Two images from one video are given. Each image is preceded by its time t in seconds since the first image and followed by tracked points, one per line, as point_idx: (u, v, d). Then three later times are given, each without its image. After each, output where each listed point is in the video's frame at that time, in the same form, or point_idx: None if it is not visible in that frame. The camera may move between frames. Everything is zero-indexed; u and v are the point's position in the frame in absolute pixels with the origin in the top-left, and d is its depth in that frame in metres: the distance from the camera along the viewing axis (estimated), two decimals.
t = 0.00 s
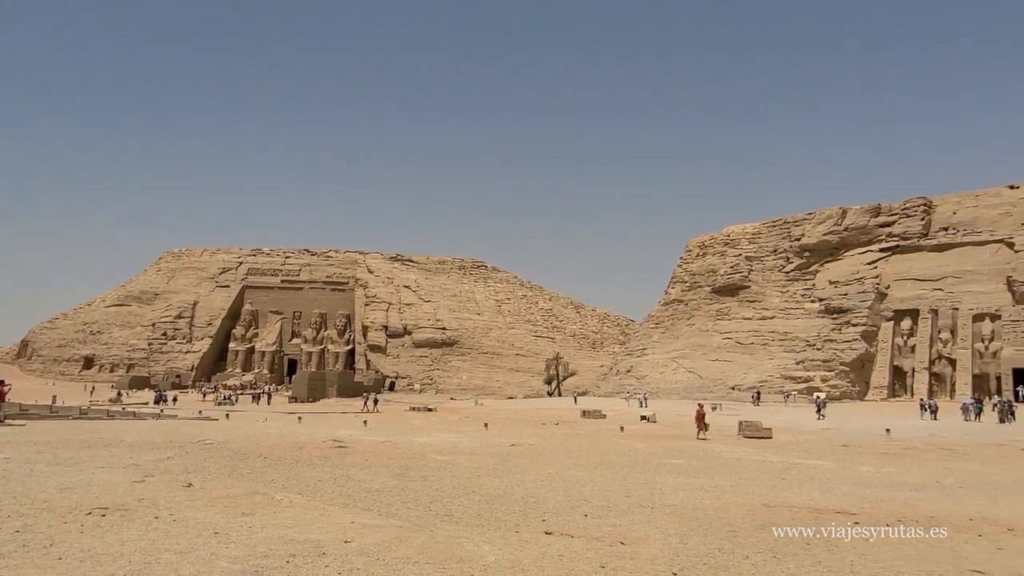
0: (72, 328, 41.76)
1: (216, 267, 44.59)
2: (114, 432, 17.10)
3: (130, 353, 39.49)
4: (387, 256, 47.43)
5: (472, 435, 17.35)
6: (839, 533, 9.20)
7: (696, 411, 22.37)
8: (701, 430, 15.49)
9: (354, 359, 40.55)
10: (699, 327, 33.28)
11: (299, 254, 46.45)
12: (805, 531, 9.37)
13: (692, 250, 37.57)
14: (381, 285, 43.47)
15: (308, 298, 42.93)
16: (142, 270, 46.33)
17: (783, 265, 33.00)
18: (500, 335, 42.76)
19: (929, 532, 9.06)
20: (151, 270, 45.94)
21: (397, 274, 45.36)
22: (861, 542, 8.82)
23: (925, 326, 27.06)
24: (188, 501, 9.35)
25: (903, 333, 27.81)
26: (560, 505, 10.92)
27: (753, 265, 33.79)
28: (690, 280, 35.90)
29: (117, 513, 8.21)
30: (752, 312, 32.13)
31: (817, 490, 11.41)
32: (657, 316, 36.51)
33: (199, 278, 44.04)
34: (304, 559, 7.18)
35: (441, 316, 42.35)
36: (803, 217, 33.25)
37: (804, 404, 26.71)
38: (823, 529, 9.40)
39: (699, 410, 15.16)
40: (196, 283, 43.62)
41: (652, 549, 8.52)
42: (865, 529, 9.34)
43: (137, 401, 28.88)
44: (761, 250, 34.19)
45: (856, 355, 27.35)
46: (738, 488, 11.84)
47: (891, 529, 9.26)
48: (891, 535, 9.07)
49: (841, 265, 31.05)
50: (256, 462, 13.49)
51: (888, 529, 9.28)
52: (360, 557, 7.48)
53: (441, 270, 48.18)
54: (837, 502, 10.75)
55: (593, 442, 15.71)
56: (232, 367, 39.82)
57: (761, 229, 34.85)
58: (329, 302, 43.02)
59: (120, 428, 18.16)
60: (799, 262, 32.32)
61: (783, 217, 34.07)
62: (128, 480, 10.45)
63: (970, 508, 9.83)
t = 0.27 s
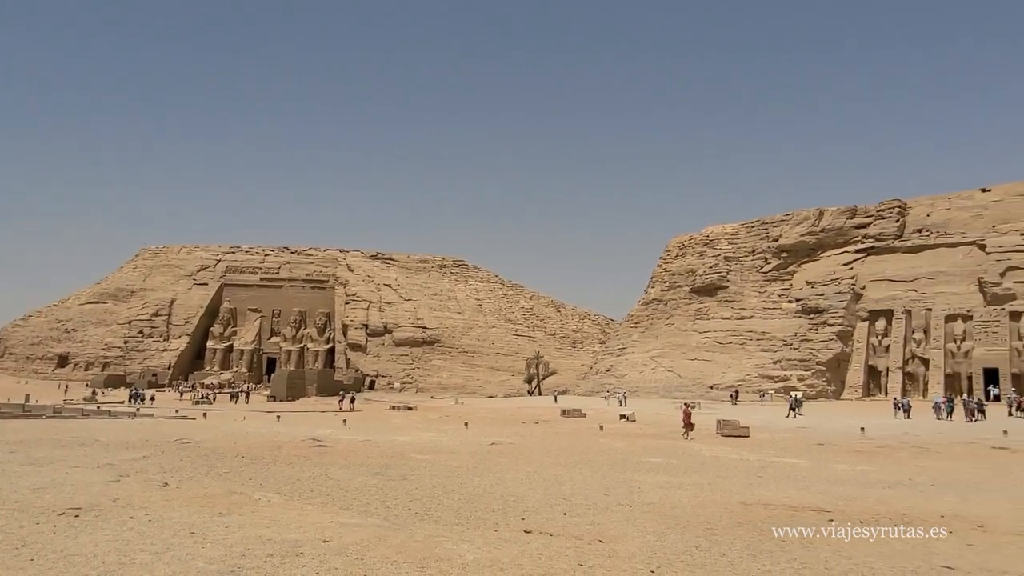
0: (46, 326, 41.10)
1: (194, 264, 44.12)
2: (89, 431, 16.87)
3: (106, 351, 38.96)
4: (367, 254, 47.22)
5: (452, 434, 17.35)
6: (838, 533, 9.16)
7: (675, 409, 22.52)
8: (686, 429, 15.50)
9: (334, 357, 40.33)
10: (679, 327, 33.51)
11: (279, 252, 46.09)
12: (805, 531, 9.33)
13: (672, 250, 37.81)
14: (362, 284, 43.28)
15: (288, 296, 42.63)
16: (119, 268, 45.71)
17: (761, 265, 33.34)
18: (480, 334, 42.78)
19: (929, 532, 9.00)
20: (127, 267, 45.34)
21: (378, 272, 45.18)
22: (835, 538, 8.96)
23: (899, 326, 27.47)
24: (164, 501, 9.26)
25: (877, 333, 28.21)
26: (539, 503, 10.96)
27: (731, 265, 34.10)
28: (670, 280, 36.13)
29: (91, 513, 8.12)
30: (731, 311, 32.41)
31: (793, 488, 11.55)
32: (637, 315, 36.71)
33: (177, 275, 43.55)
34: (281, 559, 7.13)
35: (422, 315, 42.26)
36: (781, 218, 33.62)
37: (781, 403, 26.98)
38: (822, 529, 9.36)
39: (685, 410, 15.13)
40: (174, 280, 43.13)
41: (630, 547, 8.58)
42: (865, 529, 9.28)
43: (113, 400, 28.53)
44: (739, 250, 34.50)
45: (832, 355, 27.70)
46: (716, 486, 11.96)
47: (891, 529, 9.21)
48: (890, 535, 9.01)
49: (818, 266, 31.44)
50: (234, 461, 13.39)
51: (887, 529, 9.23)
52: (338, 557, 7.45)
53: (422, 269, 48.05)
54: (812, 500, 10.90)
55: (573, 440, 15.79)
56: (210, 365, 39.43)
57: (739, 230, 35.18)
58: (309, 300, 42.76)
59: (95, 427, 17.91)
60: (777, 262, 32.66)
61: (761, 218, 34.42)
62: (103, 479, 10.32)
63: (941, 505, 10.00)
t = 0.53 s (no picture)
0: (19, 324, 40.39)
1: (171, 262, 43.61)
2: (63, 431, 16.62)
3: (80, 350, 38.39)
4: (347, 253, 46.98)
5: (431, 432, 17.33)
6: (838, 533, 9.10)
7: (654, 409, 22.66)
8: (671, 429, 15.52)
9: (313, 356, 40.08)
10: (658, 326, 33.72)
11: (258, 250, 45.70)
12: (804, 531, 9.28)
13: (651, 250, 38.03)
14: (342, 282, 43.05)
15: (267, 294, 42.30)
16: (94, 265, 45.05)
17: (738, 265, 33.66)
18: (461, 333, 42.77)
19: (929, 532, 8.94)
20: (102, 264, 44.69)
21: (358, 271, 44.97)
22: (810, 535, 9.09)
23: (874, 326, 27.87)
24: (140, 501, 9.16)
25: (852, 333, 28.59)
26: (518, 502, 10.98)
27: (710, 265, 34.38)
28: (649, 280, 36.35)
29: (64, 514, 8.01)
30: (709, 311, 32.68)
31: (769, 485, 11.68)
32: (617, 315, 36.88)
33: (154, 273, 43.03)
34: (257, 560, 7.09)
35: (402, 314, 42.15)
36: (759, 219, 33.98)
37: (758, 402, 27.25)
38: (822, 529, 9.31)
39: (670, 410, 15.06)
40: (150, 279, 42.60)
41: (608, 545, 8.63)
42: (865, 529, 9.22)
43: (87, 399, 28.15)
44: (717, 250, 34.81)
45: (808, 354, 28.03)
46: (693, 484, 12.07)
47: (891, 529, 9.14)
48: (890, 534, 8.95)
49: (795, 266, 31.82)
50: (211, 461, 13.27)
51: (887, 529, 9.16)
52: (316, 556, 7.42)
53: (402, 268, 47.89)
54: (788, 498, 11.03)
55: (553, 439, 15.85)
56: (187, 364, 39.00)
57: (718, 230, 35.49)
58: (288, 299, 42.46)
59: (69, 427, 17.65)
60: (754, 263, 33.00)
61: (739, 218, 34.75)
62: (76, 480, 10.18)
63: (913, 502, 10.17)
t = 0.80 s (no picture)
0: None
1: (139, 259, 42.85)
2: (25, 431, 16.25)
3: (44, 348, 37.56)
4: (319, 251, 46.57)
5: (404, 432, 17.29)
6: (838, 533, 9.03)
7: (625, 408, 22.83)
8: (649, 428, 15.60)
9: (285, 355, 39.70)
10: (629, 326, 33.96)
11: (228, 247, 45.09)
12: (805, 531, 9.22)
13: (623, 250, 38.29)
14: (314, 280, 42.70)
15: (237, 292, 41.79)
16: (58, 262, 44.08)
17: (709, 266, 34.05)
18: (434, 333, 42.70)
19: (929, 532, 8.83)
20: (67, 261, 43.75)
21: (330, 269, 44.62)
22: (776, 532, 9.25)
23: (840, 326, 28.38)
24: (105, 503, 9.01)
25: (820, 333, 29.07)
26: (491, 501, 11.01)
27: (681, 265, 34.72)
28: (621, 279, 36.59)
29: (27, 517, 7.86)
30: (680, 311, 33.01)
31: (738, 483, 11.85)
32: (589, 314, 37.07)
33: (121, 271, 42.25)
34: (226, 561, 7.02)
35: (375, 313, 41.95)
36: (729, 220, 34.42)
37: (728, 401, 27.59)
38: (823, 529, 9.24)
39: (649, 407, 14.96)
40: (117, 276, 41.83)
41: (579, 544, 8.70)
42: (865, 529, 9.13)
43: (51, 399, 27.58)
44: (689, 251, 35.18)
45: (776, 354, 28.46)
46: (663, 482, 12.19)
47: (891, 529, 9.05)
48: (890, 535, 8.86)
49: (764, 267, 32.29)
50: (178, 462, 13.09)
51: (887, 529, 9.07)
52: (285, 557, 7.38)
53: (375, 266, 47.60)
54: (755, 495, 11.21)
55: (525, 438, 15.90)
56: (155, 363, 38.38)
57: (689, 231, 35.86)
58: (259, 297, 42.00)
59: (32, 428, 17.28)
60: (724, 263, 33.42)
61: (710, 219, 35.16)
62: (39, 481, 9.98)
63: (876, 499, 10.39)
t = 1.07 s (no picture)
0: None
1: (98, 255, 41.83)
2: None
3: None
4: (285, 248, 45.99)
5: (369, 431, 17.19)
6: (838, 533, 8.97)
7: (591, 407, 23.00)
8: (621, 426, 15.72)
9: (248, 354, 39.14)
10: (595, 326, 34.20)
11: (191, 244, 44.28)
12: (805, 531, 9.16)
13: (590, 251, 38.54)
14: (279, 278, 42.18)
15: (200, 290, 41.08)
16: (12, 257, 42.82)
17: (674, 267, 34.47)
18: (400, 332, 42.51)
19: (929, 532, 8.77)
20: (22, 256, 42.52)
21: (296, 267, 44.11)
22: (737, 529, 9.43)
23: (800, 327, 28.95)
24: (60, 505, 8.80)
25: (781, 334, 29.60)
26: (456, 500, 11.02)
27: (646, 266, 35.08)
28: (588, 280, 36.83)
29: None
30: (645, 311, 33.35)
31: (700, 481, 12.03)
32: (556, 314, 37.23)
33: (79, 267, 41.22)
34: (185, 563, 6.93)
35: (341, 311, 41.59)
36: (694, 222, 34.89)
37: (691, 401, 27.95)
38: (822, 529, 9.18)
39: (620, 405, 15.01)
40: (75, 272, 40.80)
41: (544, 542, 8.76)
42: (865, 529, 9.08)
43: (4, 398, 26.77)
44: (654, 252, 35.56)
45: (739, 354, 28.92)
46: (628, 481, 12.32)
47: (891, 529, 8.98)
48: (891, 535, 8.80)
49: (727, 269, 32.79)
50: (137, 462, 12.83)
51: (887, 529, 9.01)
52: (247, 558, 7.30)
53: (341, 264, 47.17)
54: (717, 493, 11.41)
55: (491, 437, 15.94)
56: (114, 362, 37.54)
57: (655, 232, 36.25)
58: (222, 294, 41.34)
59: None
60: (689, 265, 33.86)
61: (675, 221, 35.59)
62: None
63: (833, 496, 10.65)
